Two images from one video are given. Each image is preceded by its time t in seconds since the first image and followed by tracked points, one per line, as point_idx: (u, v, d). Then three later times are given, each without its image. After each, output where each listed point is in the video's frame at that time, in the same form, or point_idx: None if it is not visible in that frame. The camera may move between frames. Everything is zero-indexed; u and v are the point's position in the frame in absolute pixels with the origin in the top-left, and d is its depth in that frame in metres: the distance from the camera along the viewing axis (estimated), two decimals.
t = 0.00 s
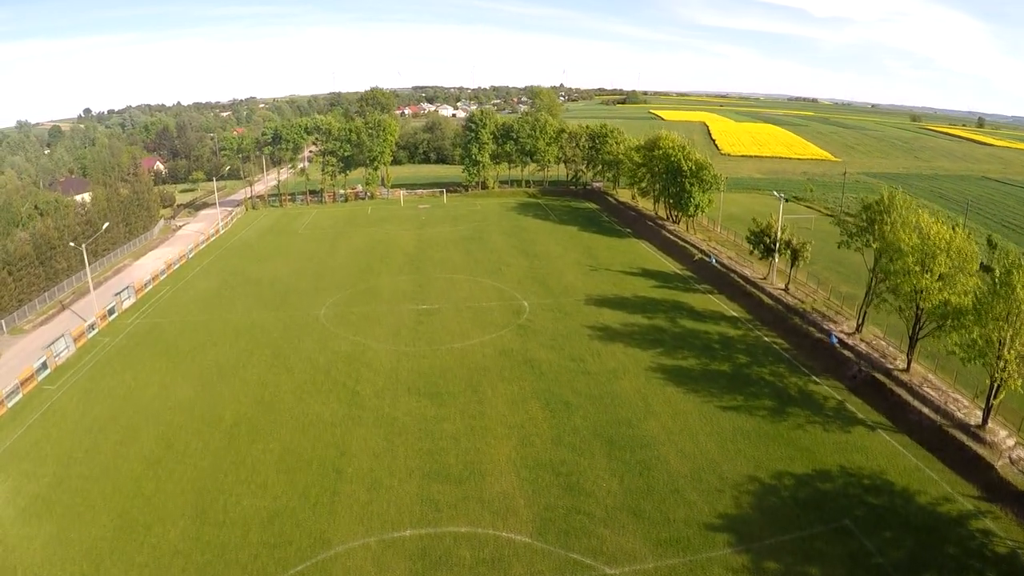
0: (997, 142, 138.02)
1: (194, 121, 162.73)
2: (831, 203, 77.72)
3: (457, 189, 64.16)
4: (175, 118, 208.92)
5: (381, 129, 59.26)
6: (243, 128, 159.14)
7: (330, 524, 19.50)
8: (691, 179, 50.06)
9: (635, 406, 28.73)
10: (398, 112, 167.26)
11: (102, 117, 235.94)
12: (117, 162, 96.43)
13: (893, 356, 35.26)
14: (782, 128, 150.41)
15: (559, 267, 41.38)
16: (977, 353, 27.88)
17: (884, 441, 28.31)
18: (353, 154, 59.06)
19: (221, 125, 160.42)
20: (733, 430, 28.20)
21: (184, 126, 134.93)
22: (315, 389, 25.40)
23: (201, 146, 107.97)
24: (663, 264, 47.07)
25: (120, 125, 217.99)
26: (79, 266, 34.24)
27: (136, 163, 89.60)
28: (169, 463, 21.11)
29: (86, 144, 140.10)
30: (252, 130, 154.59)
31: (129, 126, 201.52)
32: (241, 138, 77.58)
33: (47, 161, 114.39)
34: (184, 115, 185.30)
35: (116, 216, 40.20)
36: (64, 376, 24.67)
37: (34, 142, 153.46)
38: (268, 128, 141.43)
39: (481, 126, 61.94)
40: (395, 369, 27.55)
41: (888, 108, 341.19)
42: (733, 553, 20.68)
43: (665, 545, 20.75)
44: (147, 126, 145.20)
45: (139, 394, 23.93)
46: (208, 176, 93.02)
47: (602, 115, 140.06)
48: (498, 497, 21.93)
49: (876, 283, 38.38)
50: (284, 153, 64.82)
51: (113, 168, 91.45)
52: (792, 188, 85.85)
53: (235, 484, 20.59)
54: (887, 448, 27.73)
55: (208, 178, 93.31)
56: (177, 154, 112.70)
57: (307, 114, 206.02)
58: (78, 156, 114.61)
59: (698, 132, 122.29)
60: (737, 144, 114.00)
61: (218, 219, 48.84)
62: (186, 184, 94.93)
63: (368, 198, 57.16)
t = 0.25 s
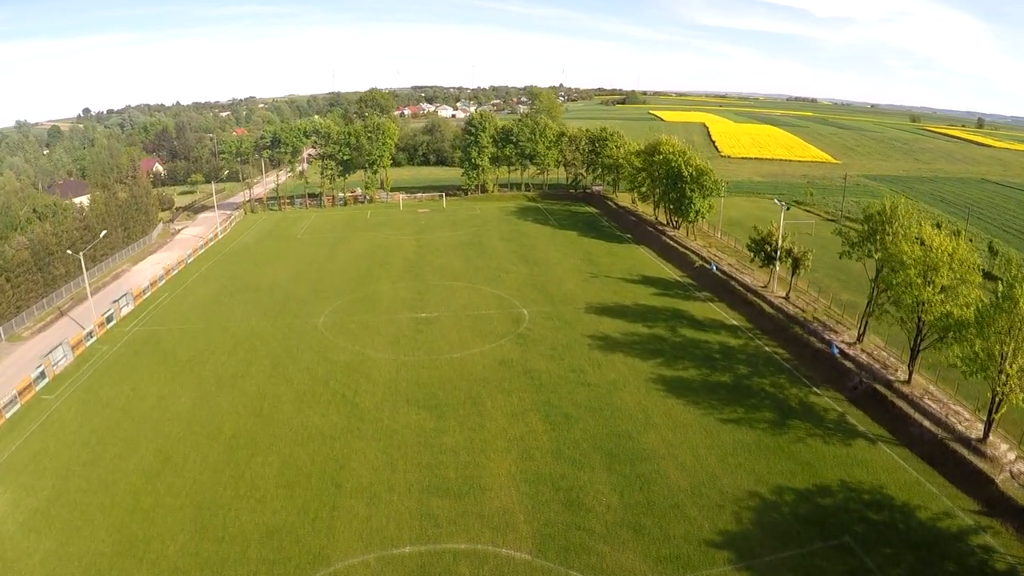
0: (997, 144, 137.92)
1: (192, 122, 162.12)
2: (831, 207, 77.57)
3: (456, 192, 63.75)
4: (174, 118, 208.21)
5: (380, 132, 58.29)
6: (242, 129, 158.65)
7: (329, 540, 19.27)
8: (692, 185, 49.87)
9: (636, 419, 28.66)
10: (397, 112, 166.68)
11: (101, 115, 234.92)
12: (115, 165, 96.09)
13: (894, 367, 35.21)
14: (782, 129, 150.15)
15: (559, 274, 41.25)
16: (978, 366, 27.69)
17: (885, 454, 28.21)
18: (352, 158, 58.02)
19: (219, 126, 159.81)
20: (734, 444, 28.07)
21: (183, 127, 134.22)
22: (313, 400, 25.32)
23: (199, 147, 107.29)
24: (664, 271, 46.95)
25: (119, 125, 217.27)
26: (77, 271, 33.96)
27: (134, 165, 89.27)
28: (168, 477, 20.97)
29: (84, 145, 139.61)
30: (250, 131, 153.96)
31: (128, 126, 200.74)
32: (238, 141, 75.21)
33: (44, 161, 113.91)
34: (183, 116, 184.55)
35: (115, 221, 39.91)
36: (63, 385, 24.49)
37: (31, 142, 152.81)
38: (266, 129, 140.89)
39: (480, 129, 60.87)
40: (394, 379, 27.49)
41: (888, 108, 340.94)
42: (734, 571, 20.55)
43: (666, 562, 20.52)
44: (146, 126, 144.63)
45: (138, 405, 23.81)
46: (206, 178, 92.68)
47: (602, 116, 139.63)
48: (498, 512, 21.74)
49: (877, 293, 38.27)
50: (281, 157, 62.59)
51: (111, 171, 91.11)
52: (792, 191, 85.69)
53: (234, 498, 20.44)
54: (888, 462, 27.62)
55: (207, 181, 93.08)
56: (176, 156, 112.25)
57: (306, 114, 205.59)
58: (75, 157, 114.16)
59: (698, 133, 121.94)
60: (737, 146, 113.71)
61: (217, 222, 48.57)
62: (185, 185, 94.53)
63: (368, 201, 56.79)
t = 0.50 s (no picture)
0: (1001, 144, 137.38)
1: (193, 122, 161.72)
2: (834, 211, 77.25)
3: (458, 196, 63.38)
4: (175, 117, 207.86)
5: (381, 135, 57.21)
6: (243, 129, 158.30)
7: (330, 557, 19.11)
8: (695, 191, 49.61)
9: (638, 431, 28.58)
10: (398, 112, 166.16)
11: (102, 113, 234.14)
12: (116, 166, 95.89)
13: (897, 378, 35.07)
14: (784, 130, 149.63)
15: (562, 281, 41.13)
16: (982, 380, 27.40)
17: (889, 468, 28.12)
18: (354, 162, 56.57)
19: (220, 125, 159.38)
20: (737, 458, 27.93)
21: (184, 128, 133.62)
22: (314, 412, 25.30)
23: (200, 148, 106.84)
24: (667, 277, 46.81)
25: (120, 124, 216.80)
26: (79, 277, 33.80)
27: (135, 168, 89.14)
28: (169, 491, 20.90)
29: (85, 146, 139.33)
30: (251, 131, 153.56)
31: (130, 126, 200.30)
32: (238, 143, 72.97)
33: (45, 162, 113.69)
34: (185, 117, 184.03)
35: (116, 225, 39.66)
36: (63, 396, 24.57)
37: (33, 142, 152.50)
38: (268, 130, 140.52)
39: (482, 133, 60.33)
40: (395, 391, 27.44)
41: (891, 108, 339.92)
42: None
43: None
44: (147, 127, 144.31)
45: (139, 417, 23.79)
46: (208, 180, 92.50)
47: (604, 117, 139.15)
48: (499, 527, 21.60)
49: (881, 303, 38.01)
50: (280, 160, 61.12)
51: (113, 174, 90.95)
52: (794, 194, 85.37)
53: (235, 513, 20.36)
54: (891, 476, 27.50)
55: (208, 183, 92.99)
56: (177, 157, 112.02)
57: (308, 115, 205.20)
58: (77, 159, 113.93)
59: (700, 134, 121.47)
60: (740, 147, 113.29)
61: (218, 226, 48.39)
62: (185, 186, 94.42)
63: (370, 205, 56.47)
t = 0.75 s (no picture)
0: (1001, 147, 137.37)
1: (192, 123, 161.21)
2: (834, 216, 77.26)
3: (458, 200, 63.12)
4: (174, 119, 207.32)
5: (381, 139, 55.82)
6: (243, 130, 157.82)
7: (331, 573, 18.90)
8: (695, 198, 49.54)
9: (639, 445, 28.59)
10: (398, 114, 165.71)
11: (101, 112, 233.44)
12: (115, 169, 95.52)
13: (899, 390, 35.11)
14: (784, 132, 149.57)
15: (563, 289, 41.14)
16: (985, 396, 27.16)
17: (890, 482, 28.16)
18: (353, 167, 55.31)
19: (219, 127, 158.79)
20: (738, 472, 27.92)
21: (184, 130, 133.06)
22: (315, 425, 25.22)
23: (200, 151, 106.46)
24: (668, 285, 46.80)
25: (119, 126, 216.11)
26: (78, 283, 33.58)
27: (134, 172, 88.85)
28: (169, 505, 20.77)
29: (84, 147, 138.82)
30: (250, 132, 153.07)
31: (129, 127, 199.52)
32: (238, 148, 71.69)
33: (44, 165, 113.22)
34: (184, 118, 183.69)
35: (115, 230, 39.47)
36: (62, 407, 24.54)
37: (31, 144, 151.82)
38: (267, 132, 140.13)
39: (483, 139, 59.91)
40: (396, 403, 27.39)
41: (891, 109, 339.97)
42: None
43: None
44: (146, 129, 143.82)
45: (138, 430, 23.69)
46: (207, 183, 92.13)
47: (604, 120, 138.92)
48: (501, 544, 21.41)
49: (883, 315, 37.97)
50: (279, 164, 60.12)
51: (112, 177, 90.63)
52: (795, 199, 85.36)
53: (235, 528, 20.19)
54: (892, 491, 27.53)
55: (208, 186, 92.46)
56: (176, 160, 111.62)
57: (307, 117, 204.71)
58: (75, 162, 113.50)
59: (700, 137, 121.35)
60: (740, 150, 113.20)
61: (218, 231, 48.22)
62: (183, 188, 93.63)
63: (370, 210, 56.16)
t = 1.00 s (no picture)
0: (1004, 150, 136.94)
1: (194, 125, 160.72)
2: (837, 222, 76.95)
3: (460, 204, 62.65)
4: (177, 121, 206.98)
5: (383, 145, 55.23)
6: (245, 133, 157.44)
7: None
8: (699, 205, 49.25)
9: (642, 459, 28.40)
10: (401, 115, 165.16)
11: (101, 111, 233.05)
12: (117, 172, 95.10)
13: (903, 403, 34.86)
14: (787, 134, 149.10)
15: (565, 298, 41.02)
16: (990, 412, 26.63)
17: (894, 497, 27.91)
18: (354, 172, 54.56)
19: (221, 129, 158.44)
20: (741, 488, 27.64)
21: (185, 131, 132.60)
22: (316, 438, 25.03)
23: (201, 153, 106.04)
24: (671, 294, 46.60)
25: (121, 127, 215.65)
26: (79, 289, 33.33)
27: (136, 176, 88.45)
28: (170, 520, 20.53)
29: (86, 150, 138.37)
30: (252, 134, 152.61)
31: (131, 129, 198.98)
32: (240, 153, 72.78)
33: (45, 167, 112.74)
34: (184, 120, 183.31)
35: (116, 236, 39.24)
36: (62, 416, 24.41)
37: (33, 146, 151.42)
38: (270, 134, 139.84)
39: (485, 143, 59.18)
40: (397, 416, 27.22)
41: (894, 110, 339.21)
42: None
43: None
44: (148, 131, 143.42)
45: (138, 443, 23.51)
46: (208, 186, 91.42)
47: (607, 122, 138.39)
48: (504, 562, 21.07)
49: (888, 328, 37.80)
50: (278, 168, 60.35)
51: (113, 181, 90.30)
52: (798, 204, 84.99)
53: (236, 544, 19.91)
54: (895, 507, 27.31)
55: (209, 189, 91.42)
56: (178, 162, 111.09)
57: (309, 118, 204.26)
58: (77, 164, 113.04)
59: (703, 139, 120.87)
60: (743, 153, 112.75)
61: (219, 236, 47.97)
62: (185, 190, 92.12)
63: (371, 214, 55.71)
